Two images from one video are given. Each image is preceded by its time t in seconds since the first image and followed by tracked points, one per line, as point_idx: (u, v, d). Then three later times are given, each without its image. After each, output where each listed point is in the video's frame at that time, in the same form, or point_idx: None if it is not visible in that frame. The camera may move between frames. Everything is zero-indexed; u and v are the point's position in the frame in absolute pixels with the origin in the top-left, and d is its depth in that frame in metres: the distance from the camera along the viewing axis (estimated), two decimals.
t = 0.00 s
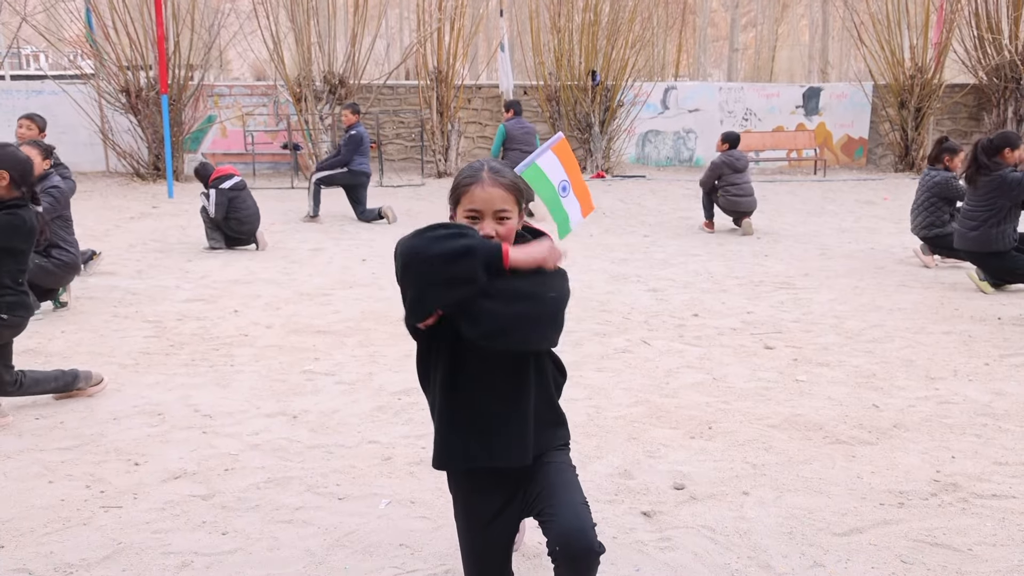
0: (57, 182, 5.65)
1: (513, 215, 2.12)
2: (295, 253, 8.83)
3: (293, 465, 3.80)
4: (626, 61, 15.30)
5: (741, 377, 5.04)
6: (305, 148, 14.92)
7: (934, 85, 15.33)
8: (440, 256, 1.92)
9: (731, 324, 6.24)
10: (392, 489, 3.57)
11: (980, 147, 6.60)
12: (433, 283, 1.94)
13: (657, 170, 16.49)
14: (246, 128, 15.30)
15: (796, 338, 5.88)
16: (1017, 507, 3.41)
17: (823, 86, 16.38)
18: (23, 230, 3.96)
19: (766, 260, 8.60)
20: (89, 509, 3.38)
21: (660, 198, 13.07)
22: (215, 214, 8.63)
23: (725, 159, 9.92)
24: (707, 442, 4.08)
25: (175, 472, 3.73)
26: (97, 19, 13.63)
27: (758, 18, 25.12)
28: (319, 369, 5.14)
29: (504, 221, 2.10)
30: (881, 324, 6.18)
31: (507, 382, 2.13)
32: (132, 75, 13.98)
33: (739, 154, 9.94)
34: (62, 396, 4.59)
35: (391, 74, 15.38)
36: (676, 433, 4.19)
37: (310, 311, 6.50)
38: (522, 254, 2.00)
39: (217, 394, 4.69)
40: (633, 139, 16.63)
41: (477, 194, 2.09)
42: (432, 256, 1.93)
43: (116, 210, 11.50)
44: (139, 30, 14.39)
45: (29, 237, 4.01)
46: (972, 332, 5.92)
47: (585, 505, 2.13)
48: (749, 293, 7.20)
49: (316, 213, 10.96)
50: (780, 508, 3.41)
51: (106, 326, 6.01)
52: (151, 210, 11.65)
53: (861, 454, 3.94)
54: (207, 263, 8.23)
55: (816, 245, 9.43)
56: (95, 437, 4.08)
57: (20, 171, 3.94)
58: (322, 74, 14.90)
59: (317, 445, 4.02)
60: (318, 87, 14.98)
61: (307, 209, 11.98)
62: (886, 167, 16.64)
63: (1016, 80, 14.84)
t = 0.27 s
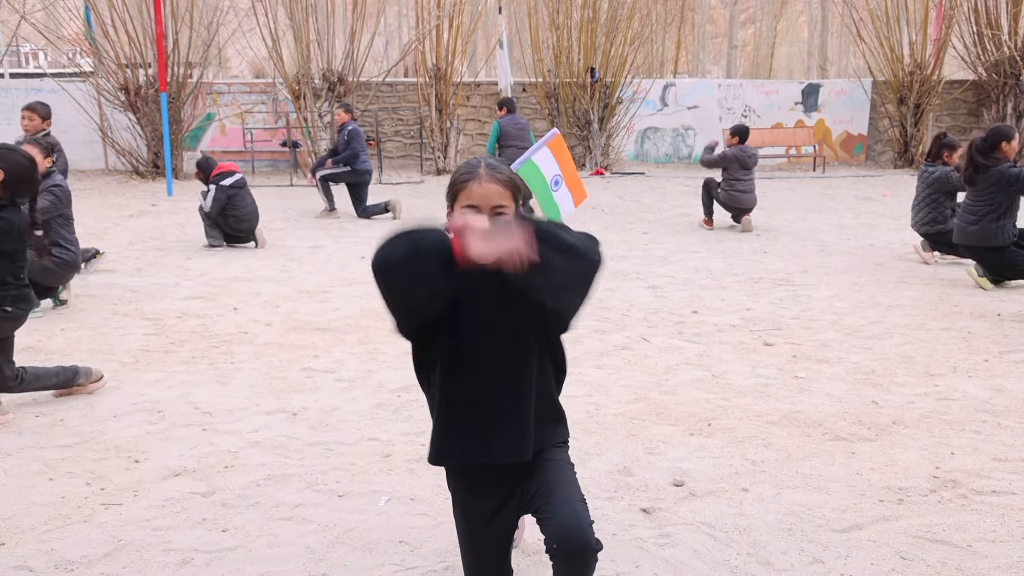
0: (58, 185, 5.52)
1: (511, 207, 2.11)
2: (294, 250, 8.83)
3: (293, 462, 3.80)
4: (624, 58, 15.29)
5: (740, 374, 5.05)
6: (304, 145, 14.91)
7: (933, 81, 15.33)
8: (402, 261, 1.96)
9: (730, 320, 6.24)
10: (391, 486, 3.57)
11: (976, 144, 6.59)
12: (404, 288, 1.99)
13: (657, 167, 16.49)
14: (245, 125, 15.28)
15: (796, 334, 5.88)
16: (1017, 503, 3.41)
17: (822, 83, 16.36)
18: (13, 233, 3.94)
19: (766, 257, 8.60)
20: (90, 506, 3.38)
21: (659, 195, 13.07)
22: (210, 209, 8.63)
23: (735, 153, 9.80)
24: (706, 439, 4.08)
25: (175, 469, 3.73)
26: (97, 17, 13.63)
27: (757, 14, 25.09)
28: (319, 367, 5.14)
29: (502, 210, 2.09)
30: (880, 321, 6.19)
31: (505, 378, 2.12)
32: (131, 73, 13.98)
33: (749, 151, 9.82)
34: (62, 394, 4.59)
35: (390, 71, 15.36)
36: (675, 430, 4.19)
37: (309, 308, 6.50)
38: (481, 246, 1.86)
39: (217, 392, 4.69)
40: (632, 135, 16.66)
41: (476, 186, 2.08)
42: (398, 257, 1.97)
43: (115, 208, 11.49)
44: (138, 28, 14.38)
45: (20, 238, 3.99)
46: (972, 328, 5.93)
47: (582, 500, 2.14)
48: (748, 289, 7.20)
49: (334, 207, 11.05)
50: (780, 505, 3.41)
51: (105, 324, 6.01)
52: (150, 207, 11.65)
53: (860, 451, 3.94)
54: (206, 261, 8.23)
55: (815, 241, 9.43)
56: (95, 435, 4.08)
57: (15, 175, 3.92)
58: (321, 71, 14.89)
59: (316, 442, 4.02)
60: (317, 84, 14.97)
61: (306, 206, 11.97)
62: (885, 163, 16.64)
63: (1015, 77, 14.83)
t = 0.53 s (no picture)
0: (62, 180, 5.61)
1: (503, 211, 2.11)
2: (293, 249, 8.82)
3: (293, 460, 3.81)
4: (623, 56, 15.29)
5: (740, 371, 5.05)
6: (303, 144, 14.91)
7: (932, 78, 15.34)
8: (433, 308, 1.99)
9: (730, 318, 6.24)
10: (391, 485, 3.57)
11: (975, 142, 6.66)
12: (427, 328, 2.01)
13: (656, 165, 16.47)
14: (244, 124, 15.27)
15: (795, 332, 5.88)
16: (1017, 501, 3.41)
17: (822, 80, 16.34)
18: (20, 232, 3.97)
19: (765, 254, 8.60)
20: (90, 505, 3.38)
21: (659, 193, 13.05)
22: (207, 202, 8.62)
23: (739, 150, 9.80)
24: (706, 437, 4.08)
25: (175, 467, 3.73)
26: (96, 16, 13.64)
27: (755, 12, 25.03)
28: (319, 365, 5.14)
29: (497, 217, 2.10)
30: (880, 318, 6.19)
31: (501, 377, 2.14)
32: (130, 72, 13.98)
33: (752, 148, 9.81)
34: (62, 393, 4.59)
35: (389, 70, 15.35)
36: (675, 427, 4.19)
37: (309, 307, 6.50)
38: (517, 294, 2.00)
39: (217, 390, 4.69)
40: (632, 133, 16.67)
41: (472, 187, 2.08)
42: (427, 297, 1.99)
43: (115, 207, 11.48)
44: (138, 27, 14.39)
45: (26, 238, 4.02)
46: (972, 326, 5.93)
47: (580, 498, 2.13)
48: (747, 287, 7.20)
49: (334, 204, 11.05)
50: (780, 503, 3.41)
51: (105, 322, 6.01)
52: (150, 206, 11.64)
53: (860, 448, 3.95)
54: (206, 260, 8.22)
55: (815, 239, 9.43)
56: (96, 433, 4.09)
57: (22, 174, 3.95)
58: (320, 70, 14.88)
59: (316, 440, 4.03)
60: (316, 83, 14.96)
61: (305, 205, 11.96)
62: (885, 161, 16.63)
63: (1014, 74, 14.83)
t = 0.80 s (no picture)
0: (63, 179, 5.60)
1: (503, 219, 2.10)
2: (293, 249, 8.82)
3: (293, 461, 3.80)
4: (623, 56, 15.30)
5: (740, 371, 5.05)
6: (302, 144, 14.90)
7: (932, 78, 15.34)
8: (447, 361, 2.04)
9: (730, 318, 6.24)
10: (391, 485, 3.57)
11: (971, 142, 6.70)
12: (435, 380, 2.05)
13: (656, 165, 16.48)
14: (243, 124, 15.26)
15: (795, 331, 5.88)
16: (1017, 500, 3.41)
17: (821, 80, 16.34)
18: (15, 226, 3.94)
19: (765, 254, 8.60)
20: (90, 505, 3.38)
21: (658, 193, 13.05)
22: (207, 203, 8.62)
23: (737, 151, 9.78)
24: (706, 437, 4.08)
25: (175, 468, 3.73)
26: (96, 16, 13.65)
27: (755, 12, 25.03)
28: (318, 365, 5.14)
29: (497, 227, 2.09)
30: (879, 318, 6.19)
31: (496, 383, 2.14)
32: (129, 72, 13.98)
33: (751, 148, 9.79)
34: (62, 393, 4.59)
35: (388, 70, 15.35)
36: (675, 427, 4.19)
37: (308, 307, 6.50)
38: (521, 360, 2.09)
39: (217, 391, 4.69)
40: (631, 132, 16.67)
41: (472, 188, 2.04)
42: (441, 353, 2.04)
43: (114, 207, 11.48)
44: (138, 27, 14.39)
45: (19, 232, 3.98)
46: (971, 325, 5.93)
47: (574, 501, 2.13)
48: (746, 287, 7.20)
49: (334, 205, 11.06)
50: (780, 503, 3.41)
51: (105, 323, 6.01)
52: (149, 206, 11.64)
53: (860, 448, 3.95)
54: (205, 260, 8.22)
55: (815, 238, 9.43)
56: (95, 434, 4.09)
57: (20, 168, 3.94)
58: (319, 70, 14.88)
59: (316, 441, 4.02)
60: (316, 83, 14.96)
61: (305, 205, 11.96)
62: (884, 160, 16.63)
63: (1013, 73, 14.83)
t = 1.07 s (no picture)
0: (61, 177, 5.58)
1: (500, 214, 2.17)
2: (292, 251, 8.82)
3: (292, 463, 3.80)
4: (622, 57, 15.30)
5: (739, 372, 5.05)
6: (302, 145, 14.90)
7: (930, 78, 15.36)
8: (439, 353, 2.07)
9: (729, 318, 6.24)
10: (391, 486, 3.58)
11: (968, 142, 6.72)
12: (435, 383, 2.08)
13: (655, 166, 16.47)
14: (242, 125, 15.26)
15: (794, 332, 5.89)
16: (1017, 500, 3.41)
17: (820, 80, 16.34)
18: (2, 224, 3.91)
19: (764, 255, 8.60)
20: (89, 508, 3.38)
21: (658, 194, 13.05)
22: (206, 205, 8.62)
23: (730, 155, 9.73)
24: (706, 438, 4.08)
25: (174, 470, 3.73)
26: (94, 18, 13.64)
27: (754, 13, 25.03)
28: (318, 367, 5.14)
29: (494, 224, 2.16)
30: (879, 318, 6.19)
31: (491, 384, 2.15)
32: (128, 74, 13.98)
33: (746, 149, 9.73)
34: (61, 395, 4.59)
35: (387, 71, 15.35)
36: (675, 428, 4.19)
37: (308, 308, 6.50)
38: (521, 358, 2.13)
39: (216, 393, 4.69)
40: (631, 133, 16.67)
41: (472, 177, 2.10)
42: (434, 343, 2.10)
43: (114, 209, 11.48)
44: (136, 29, 14.39)
45: (21, 225, 4.02)
46: (970, 325, 5.93)
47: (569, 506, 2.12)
48: (746, 287, 7.20)
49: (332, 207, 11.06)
50: (780, 503, 3.41)
51: (104, 325, 6.01)
52: (149, 208, 11.63)
53: (860, 448, 3.95)
54: (205, 262, 8.22)
55: (814, 239, 9.43)
56: (95, 436, 4.08)
57: (12, 163, 3.95)
58: (319, 71, 14.89)
59: (316, 442, 4.02)
60: (315, 84, 14.96)
61: (304, 207, 11.96)
62: (883, 160, 16.65)
63: (1012, 73, 14.84)
